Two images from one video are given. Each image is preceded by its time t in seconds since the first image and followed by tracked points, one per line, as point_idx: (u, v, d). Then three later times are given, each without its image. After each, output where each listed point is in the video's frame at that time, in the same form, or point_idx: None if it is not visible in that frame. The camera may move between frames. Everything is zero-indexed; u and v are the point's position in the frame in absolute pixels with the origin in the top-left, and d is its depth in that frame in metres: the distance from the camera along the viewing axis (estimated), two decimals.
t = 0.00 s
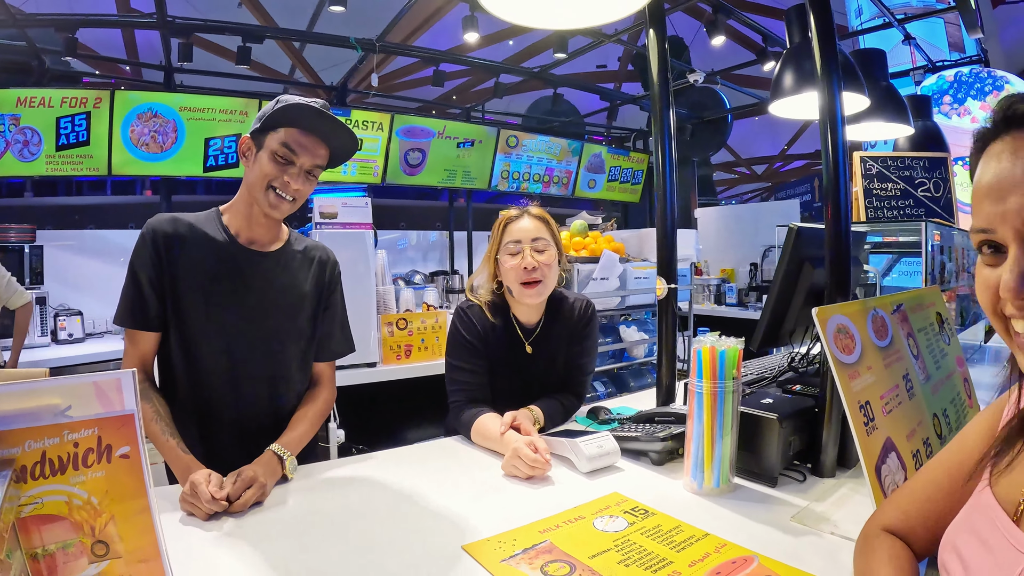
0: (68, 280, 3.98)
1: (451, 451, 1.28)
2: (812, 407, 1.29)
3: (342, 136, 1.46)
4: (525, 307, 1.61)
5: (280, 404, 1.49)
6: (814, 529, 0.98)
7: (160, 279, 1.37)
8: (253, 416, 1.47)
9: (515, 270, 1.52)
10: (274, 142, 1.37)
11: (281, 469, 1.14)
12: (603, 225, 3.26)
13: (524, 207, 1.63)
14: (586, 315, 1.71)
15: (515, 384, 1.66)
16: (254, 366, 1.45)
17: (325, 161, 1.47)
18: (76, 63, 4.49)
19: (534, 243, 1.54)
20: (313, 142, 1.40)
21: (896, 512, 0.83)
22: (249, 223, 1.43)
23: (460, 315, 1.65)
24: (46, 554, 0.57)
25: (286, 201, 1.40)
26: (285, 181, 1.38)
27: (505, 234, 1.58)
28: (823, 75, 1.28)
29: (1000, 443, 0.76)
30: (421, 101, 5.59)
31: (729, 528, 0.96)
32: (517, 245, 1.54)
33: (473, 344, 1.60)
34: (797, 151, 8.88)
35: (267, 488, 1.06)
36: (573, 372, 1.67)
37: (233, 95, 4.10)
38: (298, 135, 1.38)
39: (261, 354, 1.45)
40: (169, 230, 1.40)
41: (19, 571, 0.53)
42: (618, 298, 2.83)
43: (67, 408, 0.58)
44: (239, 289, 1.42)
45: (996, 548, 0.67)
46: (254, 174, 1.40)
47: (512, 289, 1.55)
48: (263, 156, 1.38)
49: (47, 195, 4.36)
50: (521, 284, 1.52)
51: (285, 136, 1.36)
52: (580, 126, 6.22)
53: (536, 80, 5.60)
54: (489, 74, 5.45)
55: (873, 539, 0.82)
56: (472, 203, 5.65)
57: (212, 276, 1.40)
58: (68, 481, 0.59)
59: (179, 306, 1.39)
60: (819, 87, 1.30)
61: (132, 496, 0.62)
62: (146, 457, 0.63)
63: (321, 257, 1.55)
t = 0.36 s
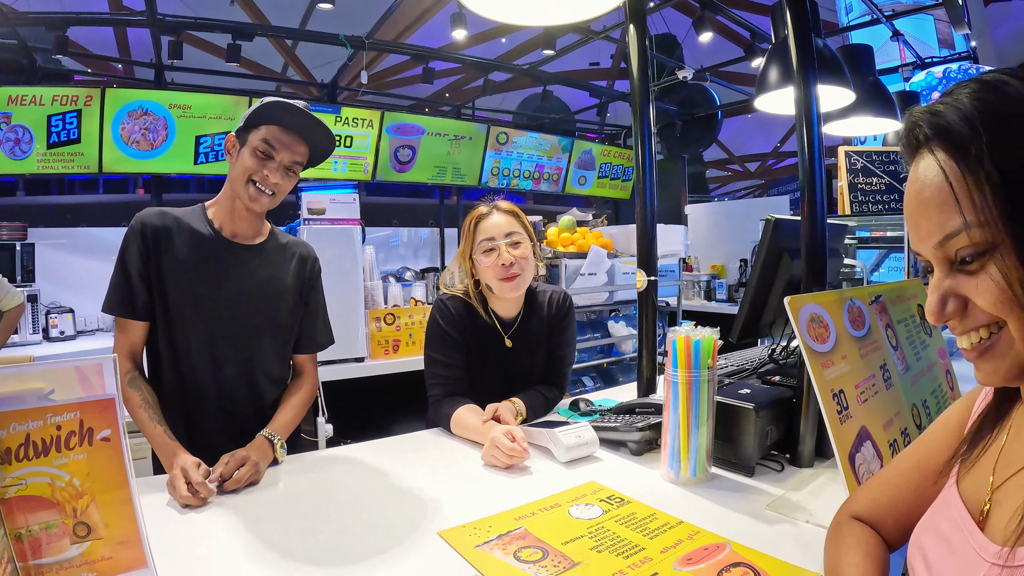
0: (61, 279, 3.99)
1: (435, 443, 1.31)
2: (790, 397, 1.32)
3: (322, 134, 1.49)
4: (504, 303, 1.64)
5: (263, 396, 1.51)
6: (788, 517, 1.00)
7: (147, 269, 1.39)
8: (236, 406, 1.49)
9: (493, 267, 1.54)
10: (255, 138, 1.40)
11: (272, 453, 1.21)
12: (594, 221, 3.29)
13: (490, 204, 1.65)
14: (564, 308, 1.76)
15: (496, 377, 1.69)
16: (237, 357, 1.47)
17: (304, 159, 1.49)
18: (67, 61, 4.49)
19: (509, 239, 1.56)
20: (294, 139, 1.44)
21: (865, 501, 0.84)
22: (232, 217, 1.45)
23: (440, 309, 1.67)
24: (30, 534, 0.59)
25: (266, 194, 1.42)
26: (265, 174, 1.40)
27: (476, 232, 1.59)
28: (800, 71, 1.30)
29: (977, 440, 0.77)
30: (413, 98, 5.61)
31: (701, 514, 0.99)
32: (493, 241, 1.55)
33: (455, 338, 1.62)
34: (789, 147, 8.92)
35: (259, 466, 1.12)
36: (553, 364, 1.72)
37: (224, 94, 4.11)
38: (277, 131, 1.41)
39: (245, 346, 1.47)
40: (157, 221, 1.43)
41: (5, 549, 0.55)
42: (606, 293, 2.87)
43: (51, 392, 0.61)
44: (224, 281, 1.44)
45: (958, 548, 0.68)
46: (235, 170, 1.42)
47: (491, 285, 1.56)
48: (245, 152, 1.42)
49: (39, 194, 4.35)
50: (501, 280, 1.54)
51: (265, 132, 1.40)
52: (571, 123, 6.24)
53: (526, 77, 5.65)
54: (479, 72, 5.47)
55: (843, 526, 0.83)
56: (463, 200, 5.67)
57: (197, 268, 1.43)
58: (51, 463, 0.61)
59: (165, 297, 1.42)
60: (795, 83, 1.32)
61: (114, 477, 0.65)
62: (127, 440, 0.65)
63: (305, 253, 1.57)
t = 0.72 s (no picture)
0: (56, 275, 3.95)
1: (437, 439, 1.31)
2: (794, 393, 1.31)
3: (321, 129, 1.47)
4: (506, 301, 1.63)
5: (261, 392, 1.50)
6: (794, 512, 1.00)
7: (144, 264, 1.37)
8: (234, 403, 1.48)
9: (496, 266, 1.52)
10: (254, 130, 1.40)
11: (275, 449, 1.20)
12: (592, 218, 3.28)
13: (495, 199, 1.64)
14: (566, 305, 1.76)
15: (497, 374, 1.68)
16: (235, 353, 1.46)
17: (304, 154, 1.48)
18: (62, 57, 4.46)
19: (511, 238, 1.55)
20: (293, 132, 1.43)
21: (868, 497, 0.84)
22: (229, 210, 1.44)
23: (442, 306, 1.65)
24: (31, 534, 0.58)
25: (262, 186, 1.40)
26: (261, 166, 1.39)
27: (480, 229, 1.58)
28: (803, 69, 1.30)
29: (975, 441, 0.75)
30: (410, 95, 5.59)
31: (707, 510, 0.98)
32: (495, 240, 1.54)
33: (456, 336, 1.61)
34: (785, 145, 8.95)
35: (262, 463, 1.11)
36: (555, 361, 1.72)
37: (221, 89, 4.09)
38: (276, 124, 1.40)
39: (243, 342, 1.46)
40: (156, 215, 1.41)
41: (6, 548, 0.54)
42: (604, 290, 2.86)
43: (52, 388, 0.59)
44: (222, 276, 1.43)
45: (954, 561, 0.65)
46: (233, 161, 1.42)
47: (492, 285, 1.55)
48: (244, 144, 1.41)
49: (33, 190, 4.32)
50: (503, 280, 1.53)
51: (265, 124, 1.40)
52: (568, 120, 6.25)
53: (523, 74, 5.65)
54: (477, 68, 5.46)
55: (850, 520, 0.83)
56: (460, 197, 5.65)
57: (195, 263, 1.41)
58: (52, 461, 0.60)
59: (163, 293, 1.40)
60: (799, 80, 1.31)
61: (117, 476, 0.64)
62: (130, 437, 0.64)
63: (305, 248, 1.55)
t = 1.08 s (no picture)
0: (49, 273, 3.92)
1: (438, 434, 1.29)
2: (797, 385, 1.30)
3: (313, 118, 1.45)
4: (506, 294, 1.61)
5: (259, 386, 1.48)
6: (801, 504, 0.99)
7: (139, 258, 1.35)
8: (232, 398, 1.46)
9: (497, 257, 1.51)
10: (246, 120, 1.38)
11: (273, 444, 1.19)
12: (588, 214, 3.26)
13: (499, 191, 1.62)
14: (566, 298, 1.74)
15: (497, 367, 1.67)
16: (232, 347, 1.44)
17: (298, 144, 1.46)
18: (55, 53, 4.42)
19: (513, 229, 1.53)
20: (285, 121, 1.40)
21: (883, 485, 0.83)
22: (223, 201, 1.42)
23: (443, 299, 1.64)
24: (24, 530, 0.56)
25: (255, 177, 1.38)
26: (254, 157, 1.37)
27: (483, 220, 1.57)
28: (806, 62, 1.28)
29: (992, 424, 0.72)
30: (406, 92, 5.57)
31: (713, 502, 0.97)
32: (497, 231, 1.53)
33: (456, 330, 1.60)
34: (780, 143, 8.96)
35: (261, 458, 1.09)
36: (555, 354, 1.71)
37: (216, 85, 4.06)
38: (268, 113, 1.38)
39: (240, 336, 1.44)
40: (150, 209, 1.39)
41: None
42: (601, 285, 2.85)
43: (46, 378, 0.58)
44: (218, 269, 1.41)
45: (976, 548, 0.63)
46: (224, 153, 1.40)
47: (493, 276, 1.54)
48: (236, 135, 1.39)
49: (27, 188, 4.28)
50: (504, 271, 1.52)
51: (257, 114, 1.38)
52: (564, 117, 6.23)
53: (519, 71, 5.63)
54: (473, 66, 5.44)
55: (863, 511, 0.82)
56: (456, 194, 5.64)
57: (191, 257, 1.39)
58: (47, 454, 0.58)
59: (159, 288, 1.38)
60: (801, 74, 1.30)
61: (114, 470, 0.62)
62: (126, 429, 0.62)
63: (302, 240, 1.53)
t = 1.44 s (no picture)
0: (43, 270, 3.88)
1: (440, 429, 1.28)
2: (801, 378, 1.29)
3: (319, 112, 1.44)
4: (509, 288, 1.61)
5: (259, 381, 1.47)
6: (809, 496, 0.98)
7: (138, 253, 1.33)
8: (232, 394, 1.45)
9: (502, 250, 1.50)
10: (249, 113, 1.36)
11: (275, 440, 1.17)
12: (585, 211, 3.25)
13: (506, 184, 1.61)
14: (568, 293, 1.74)
15: (499, 362, 1.66)
16: (232, 342, 1.42)
17: (301, 137, 1.44)
18: (48, 48, 4.38)
19: (519, 222, 1.53)
20: (289, 115, 1.38)
21: (900, 478, 0.83)
22: (224, 195, 1.40)
23: (446, 293, 1.63)
24: (24, 528, 0.55)
25: (258, 172, 1.37)
26: (258, 151, 1.36)
27: (488, 213, 1.56)
28: (811, 56, 1.27)
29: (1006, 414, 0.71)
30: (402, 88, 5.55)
31: (720, 494, 0.97)
32: (502, 224, 1.52)
33: (458, 324, 1.58)
34: (776, 140, 8.97)
35: (264, 454, 1.08)
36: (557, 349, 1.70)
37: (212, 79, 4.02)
38: (271, 108, 1.36)
39: (240, 331, 1.42)
40: (149, 203, 1.37)
41: None
42: (599, 281, 2.84)
43: (47, 370, 0.56)
44: (218, 263, 1.39)
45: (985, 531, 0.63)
46: (227, 145, 1.38)
47: (497, 269, 1.53)
48: (239, 128, 1.37)
49: (20, 185, 4.24)
50: (508, 264, 1.51)
51: (260, 107, 1.35)
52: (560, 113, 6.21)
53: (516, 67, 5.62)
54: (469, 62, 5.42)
55: (878, 503, 0.81)
56: (453, 191, 5.61)
57: (190, 251, 1.37)
58: (47, 449, 0.56)
59: (158, 283, 1.37)
60: (806, 69, 1.29)
61: (116, 465, 0.61)
62: (128, 424, 0.61)
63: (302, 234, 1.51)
